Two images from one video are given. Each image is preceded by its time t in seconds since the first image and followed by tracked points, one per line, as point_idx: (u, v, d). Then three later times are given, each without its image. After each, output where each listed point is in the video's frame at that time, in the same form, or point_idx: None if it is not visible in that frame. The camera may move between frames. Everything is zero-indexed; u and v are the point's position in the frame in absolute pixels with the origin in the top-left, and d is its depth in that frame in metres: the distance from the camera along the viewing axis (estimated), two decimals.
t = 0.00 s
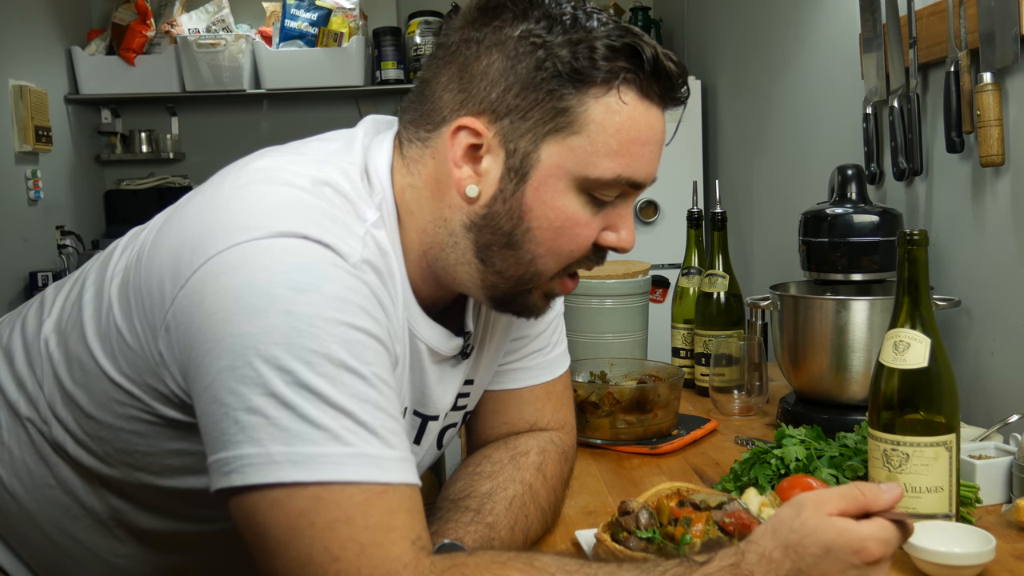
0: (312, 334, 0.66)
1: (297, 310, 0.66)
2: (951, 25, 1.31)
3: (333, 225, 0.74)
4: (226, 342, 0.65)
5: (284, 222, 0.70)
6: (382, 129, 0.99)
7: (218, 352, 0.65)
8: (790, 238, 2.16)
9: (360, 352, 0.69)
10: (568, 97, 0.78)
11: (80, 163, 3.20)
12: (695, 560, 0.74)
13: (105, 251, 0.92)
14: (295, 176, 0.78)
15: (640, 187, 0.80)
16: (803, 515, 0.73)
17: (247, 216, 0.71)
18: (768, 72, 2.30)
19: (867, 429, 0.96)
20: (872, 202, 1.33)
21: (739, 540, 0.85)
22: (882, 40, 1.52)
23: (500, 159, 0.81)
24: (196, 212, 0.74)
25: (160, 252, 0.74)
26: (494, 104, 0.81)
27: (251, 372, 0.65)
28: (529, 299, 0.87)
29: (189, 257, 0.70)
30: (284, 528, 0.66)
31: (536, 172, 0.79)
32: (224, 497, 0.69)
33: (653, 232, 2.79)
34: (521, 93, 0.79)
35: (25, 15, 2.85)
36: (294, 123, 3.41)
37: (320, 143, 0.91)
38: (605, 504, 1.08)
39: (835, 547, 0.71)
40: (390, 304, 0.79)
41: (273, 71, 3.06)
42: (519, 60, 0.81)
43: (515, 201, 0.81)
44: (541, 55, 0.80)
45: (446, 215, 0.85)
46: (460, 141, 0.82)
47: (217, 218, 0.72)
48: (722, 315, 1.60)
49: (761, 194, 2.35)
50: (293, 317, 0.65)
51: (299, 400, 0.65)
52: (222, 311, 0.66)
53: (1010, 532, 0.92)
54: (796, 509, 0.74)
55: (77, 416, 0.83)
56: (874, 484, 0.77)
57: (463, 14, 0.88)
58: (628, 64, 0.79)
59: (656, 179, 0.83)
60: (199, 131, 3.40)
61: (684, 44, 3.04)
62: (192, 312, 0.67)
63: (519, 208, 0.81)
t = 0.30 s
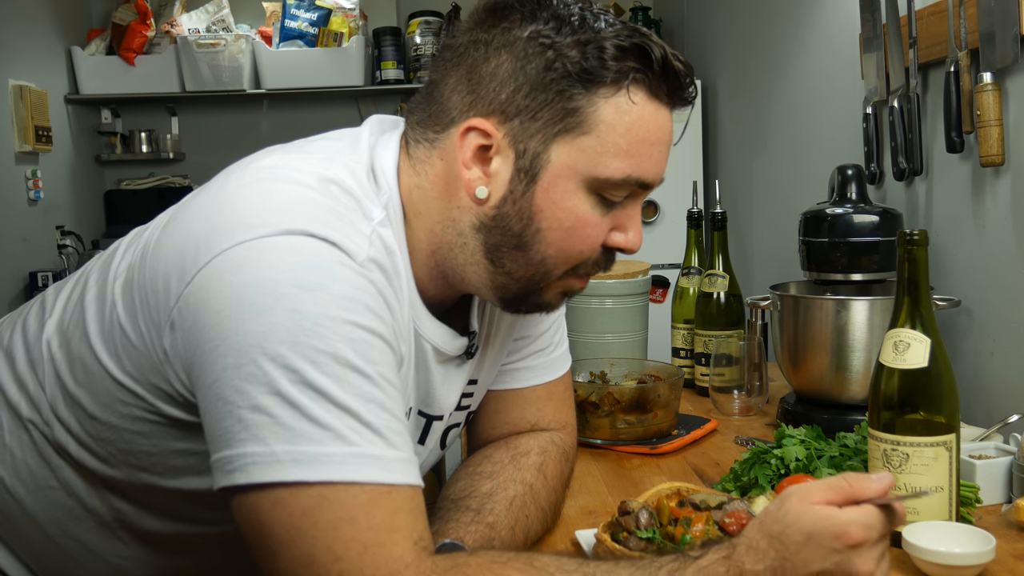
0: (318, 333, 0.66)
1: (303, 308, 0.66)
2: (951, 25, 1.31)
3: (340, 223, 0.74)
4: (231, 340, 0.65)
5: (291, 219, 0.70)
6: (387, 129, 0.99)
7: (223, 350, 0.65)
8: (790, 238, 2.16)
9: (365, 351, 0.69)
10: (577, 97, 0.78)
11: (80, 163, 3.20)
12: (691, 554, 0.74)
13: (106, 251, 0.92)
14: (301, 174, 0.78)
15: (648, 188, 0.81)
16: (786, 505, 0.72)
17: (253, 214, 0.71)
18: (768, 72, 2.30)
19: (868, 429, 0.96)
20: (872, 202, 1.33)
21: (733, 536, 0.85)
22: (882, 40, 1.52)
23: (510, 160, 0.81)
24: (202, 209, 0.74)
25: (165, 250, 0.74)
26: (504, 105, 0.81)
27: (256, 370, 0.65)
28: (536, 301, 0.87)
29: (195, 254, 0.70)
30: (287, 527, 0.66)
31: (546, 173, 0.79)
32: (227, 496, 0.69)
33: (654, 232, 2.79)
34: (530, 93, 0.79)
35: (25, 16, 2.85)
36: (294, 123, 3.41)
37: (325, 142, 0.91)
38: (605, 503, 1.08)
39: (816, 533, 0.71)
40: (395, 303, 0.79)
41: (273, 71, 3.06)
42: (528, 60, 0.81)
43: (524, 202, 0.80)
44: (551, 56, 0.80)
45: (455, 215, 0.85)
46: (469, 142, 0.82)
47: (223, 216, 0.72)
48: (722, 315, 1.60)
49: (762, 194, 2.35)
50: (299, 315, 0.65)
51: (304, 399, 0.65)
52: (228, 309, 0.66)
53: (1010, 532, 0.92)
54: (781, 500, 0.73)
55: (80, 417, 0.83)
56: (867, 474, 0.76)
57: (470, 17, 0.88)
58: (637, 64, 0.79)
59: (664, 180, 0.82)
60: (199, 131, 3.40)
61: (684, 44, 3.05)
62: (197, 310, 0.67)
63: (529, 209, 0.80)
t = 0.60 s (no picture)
0: (321, 335, 0.66)
1: (307, 311, 0.66)
2: (951, 25, 1.31)
3: (345, 224, 0.74)
4: (234, 341, 0.65)
5: (295, 220, 0.70)
6: (391, 128, 0.98)
7: (225, 351, 0.65)
8: (790, 238, 2.16)
9: (369, 354, 0.69)
10: (587, 105, 0.78)
11: (80, 163, 3.20)
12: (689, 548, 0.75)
13: (105, 250, 0.92)
14: (305, 174, 0.78)
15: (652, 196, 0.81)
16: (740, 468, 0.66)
17: (257, 214, 0.71)
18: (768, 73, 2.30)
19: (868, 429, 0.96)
20: (872, 202, 1.33)
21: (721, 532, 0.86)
22: (882, 40, 1.52)
23: (519, 166, 0.80)
24: (205, 208, 0.74)
25: (167, 249, 0.74)
26: (513, 112, 0.81)
27: (258, 372, 0.65)
28: (540, 304, 0.87)
29: (197, 254, 0.70)
30: (288, 531, 0.66)
31: (555, 179, 0.79)
32: (228, 498, 0.69)
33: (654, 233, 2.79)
34: (541, 100, 0.79)
35: (25, 16, 2.85)
36: (294, 123, 3.41)
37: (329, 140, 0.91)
38: (605, 503, 1.08)
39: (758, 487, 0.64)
40: (400, 305, 0.79)
41: (273, 71, 3.06)
42: (538, 67, 0.81)
43: (532, 209, 0.80)
44: (561, 63, 0.80)
45: (460, 219, 0.85)
46: (478, 148, 0.82)
47: (226, 216, 0.72)
48: (722, 315, 1.60)
49: (761, 195, 2.35)
50: (302, 318, 0.65)
51: (306, 402, 0.65)
52: (230, 310, 0.66)
53: (1010, 531, 0.92)
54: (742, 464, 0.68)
55: (80, 416, 0.83)
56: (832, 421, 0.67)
57: (478, 21, 0.88)
58: (647, 73, 0.79)
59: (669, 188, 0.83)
60: (199, 131, 3.40)
61: (683, 44, 3.05)
62: (199, 310, 0.67)
63: (536, 215, 0.81)
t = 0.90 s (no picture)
0: (323, 343, 0.66)
1: (308, 318, 0.66)
2: (951, 25, 1.31)
3: (347, 229, 0.74)
4: (235, 348, 0.65)
5: (297, 226, 0.70)
6: (393, 129, 0.98)
7: (227, 357, 0.65)
8: (790, 238, 2.16)
9: (370, 362, 0.68)
10: (592, 112, 0.78)
11: (80, 162, 3.20)
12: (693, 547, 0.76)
13: (103, 251, 0.92)
14: (308, 179, 0.78)
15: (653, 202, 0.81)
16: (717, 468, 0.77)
17: (260, 219, 0.71)
18: (768, 73, 2.30)
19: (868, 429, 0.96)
20: (872, 202, 1.33)
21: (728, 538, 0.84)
22: (882, 40, 1.52)
23: (522, 170, 0.80)
24: (206, 212, 0.74)
25: (168, 253, 0.74)
26: (519, 117, 0.80)
27: (259, 380, 0.65)
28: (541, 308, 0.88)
29: (199, 259, 0.70)
30: (288, 538, 0.66)
31: (558, 185, 0.79)
32: (227, 504, 0.69)
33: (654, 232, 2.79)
34: (547, 106, 0.79)
35: (25, 16, 2.85)
36: (294, 123, 3.41)
37: (331, 143, 0.91)
38: (605, 503, 1.08)
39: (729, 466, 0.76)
40: (402, 310, 0.79)
41: (273, 71, 3.06)
42: (545, 73, 0.81)
43: (535, 213, 0.80)
44: (567, 69, 0.80)
45: (462, 223, 0.85)
46: (481, 152, 0.82)
47: (229, 221, 0.72)
48: (722, 315, 1.60)
49: (762, 195, 2.35)
50: (304, 325, 0.65)
51: (307, 410, 0.65)
52: (231, 316, 0.66)
53: (1010, 532, 0.92)
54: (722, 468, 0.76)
55: (80, 419, 0.83)
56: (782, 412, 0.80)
57: (485, 24, 0.88)
58: (652, 81, 0.79)
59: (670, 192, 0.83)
60: (198, 131, 3.40)
61: (683, 43, 3.05)
62: (201, 315, 0.67)
63: (538, 220, 0.81)
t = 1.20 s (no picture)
0: (323, 342, 0.66)
1: (309, 317, 0.66)
2: (951, 24, 1.31)
3: (347, 228, 0.74)
4: (237, 348, 0.65)
5: (297, 225, 0.70)
6: (392, 128, 0.98)
7: (228, 357, 0.65)
8: (790, 238, 2.16)
9: (371, 360, 0.68)
10: (591, 111, 0.78)
11: (80, 162, 3.20)
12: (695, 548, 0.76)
13: (103, 251, 0.92)
14: (308, 178, 0.78)
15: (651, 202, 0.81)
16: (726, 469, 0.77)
17: (260, 219, 0.71)
18: (768, 73, 2.30)
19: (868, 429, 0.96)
20: (872, 202, 1.33)
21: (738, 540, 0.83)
22: (882, 40, 1.52)
23: (522, 169, 0.80)
24: (207, 212, 0.74)
25: (169, 252, 0.74)
26: (518, 115, 0.80)
27: (261, 379, 0.65)
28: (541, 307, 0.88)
29: (200, 258, 0.70)
30: (289, 538, 0.66)
31: (558, 184, 0.79)
32: (227, 503, 0.69)
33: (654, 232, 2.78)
34: (546, 104, 0.79)
35: (25, 16, 2.85)
36: (294, 123, 3.41)
37: (330, 143, 0.91)
38: (605, 503, 1.08)
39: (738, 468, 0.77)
40: (402, 309, 0.79)
41: (273, 71, 3.06)
42: (544, 71, 0.80)
43: (535, 212, 0.80)
44: (566, 69, 0.80)
45: (462, 222, 0.84)
46: (481, 150, 0.82)
47: (229, 219, 0.72)
48: (722, 316, 1.60)
49: (762, 195, 2.35)
50: (304, 324, 0.65)
51: (308, 409, 0.65)
52: (232, 315, 0.66)
53: (1010, 532, 0.92)
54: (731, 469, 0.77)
55: (80, 419, 0.83)
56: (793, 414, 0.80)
57: (484, 23, 0.88)
58: (652, 80, 0.79)
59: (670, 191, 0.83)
60: (198, 131, 3.40)
61: (684, 43, 3.05)
62: (202, 315, 0.67)
63: (538, 219, 0.80)
